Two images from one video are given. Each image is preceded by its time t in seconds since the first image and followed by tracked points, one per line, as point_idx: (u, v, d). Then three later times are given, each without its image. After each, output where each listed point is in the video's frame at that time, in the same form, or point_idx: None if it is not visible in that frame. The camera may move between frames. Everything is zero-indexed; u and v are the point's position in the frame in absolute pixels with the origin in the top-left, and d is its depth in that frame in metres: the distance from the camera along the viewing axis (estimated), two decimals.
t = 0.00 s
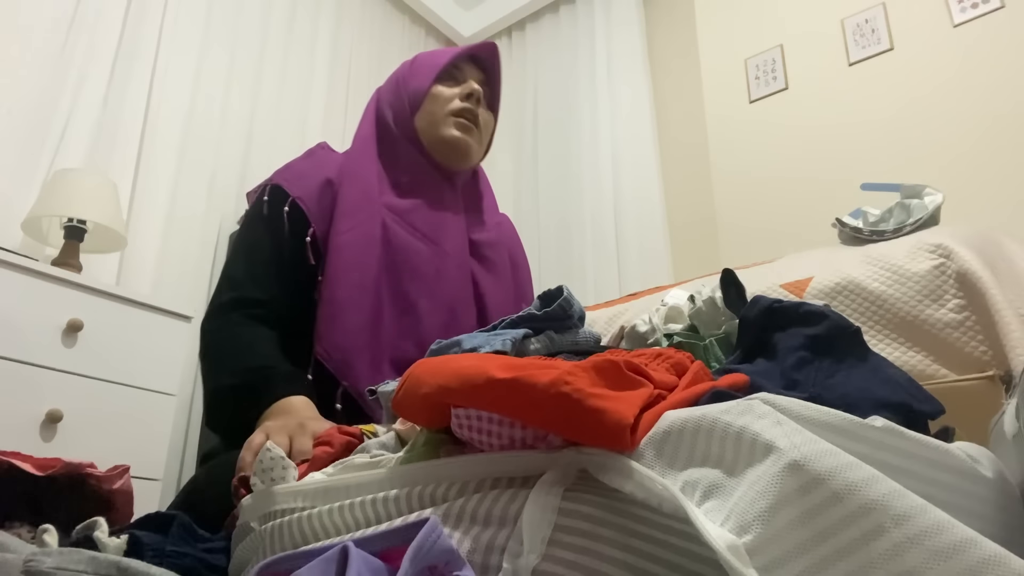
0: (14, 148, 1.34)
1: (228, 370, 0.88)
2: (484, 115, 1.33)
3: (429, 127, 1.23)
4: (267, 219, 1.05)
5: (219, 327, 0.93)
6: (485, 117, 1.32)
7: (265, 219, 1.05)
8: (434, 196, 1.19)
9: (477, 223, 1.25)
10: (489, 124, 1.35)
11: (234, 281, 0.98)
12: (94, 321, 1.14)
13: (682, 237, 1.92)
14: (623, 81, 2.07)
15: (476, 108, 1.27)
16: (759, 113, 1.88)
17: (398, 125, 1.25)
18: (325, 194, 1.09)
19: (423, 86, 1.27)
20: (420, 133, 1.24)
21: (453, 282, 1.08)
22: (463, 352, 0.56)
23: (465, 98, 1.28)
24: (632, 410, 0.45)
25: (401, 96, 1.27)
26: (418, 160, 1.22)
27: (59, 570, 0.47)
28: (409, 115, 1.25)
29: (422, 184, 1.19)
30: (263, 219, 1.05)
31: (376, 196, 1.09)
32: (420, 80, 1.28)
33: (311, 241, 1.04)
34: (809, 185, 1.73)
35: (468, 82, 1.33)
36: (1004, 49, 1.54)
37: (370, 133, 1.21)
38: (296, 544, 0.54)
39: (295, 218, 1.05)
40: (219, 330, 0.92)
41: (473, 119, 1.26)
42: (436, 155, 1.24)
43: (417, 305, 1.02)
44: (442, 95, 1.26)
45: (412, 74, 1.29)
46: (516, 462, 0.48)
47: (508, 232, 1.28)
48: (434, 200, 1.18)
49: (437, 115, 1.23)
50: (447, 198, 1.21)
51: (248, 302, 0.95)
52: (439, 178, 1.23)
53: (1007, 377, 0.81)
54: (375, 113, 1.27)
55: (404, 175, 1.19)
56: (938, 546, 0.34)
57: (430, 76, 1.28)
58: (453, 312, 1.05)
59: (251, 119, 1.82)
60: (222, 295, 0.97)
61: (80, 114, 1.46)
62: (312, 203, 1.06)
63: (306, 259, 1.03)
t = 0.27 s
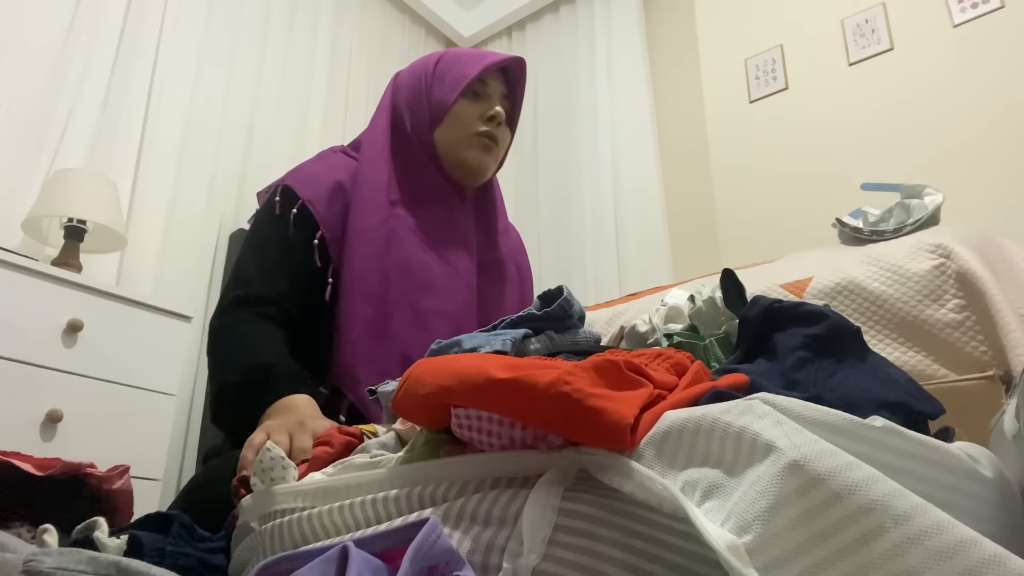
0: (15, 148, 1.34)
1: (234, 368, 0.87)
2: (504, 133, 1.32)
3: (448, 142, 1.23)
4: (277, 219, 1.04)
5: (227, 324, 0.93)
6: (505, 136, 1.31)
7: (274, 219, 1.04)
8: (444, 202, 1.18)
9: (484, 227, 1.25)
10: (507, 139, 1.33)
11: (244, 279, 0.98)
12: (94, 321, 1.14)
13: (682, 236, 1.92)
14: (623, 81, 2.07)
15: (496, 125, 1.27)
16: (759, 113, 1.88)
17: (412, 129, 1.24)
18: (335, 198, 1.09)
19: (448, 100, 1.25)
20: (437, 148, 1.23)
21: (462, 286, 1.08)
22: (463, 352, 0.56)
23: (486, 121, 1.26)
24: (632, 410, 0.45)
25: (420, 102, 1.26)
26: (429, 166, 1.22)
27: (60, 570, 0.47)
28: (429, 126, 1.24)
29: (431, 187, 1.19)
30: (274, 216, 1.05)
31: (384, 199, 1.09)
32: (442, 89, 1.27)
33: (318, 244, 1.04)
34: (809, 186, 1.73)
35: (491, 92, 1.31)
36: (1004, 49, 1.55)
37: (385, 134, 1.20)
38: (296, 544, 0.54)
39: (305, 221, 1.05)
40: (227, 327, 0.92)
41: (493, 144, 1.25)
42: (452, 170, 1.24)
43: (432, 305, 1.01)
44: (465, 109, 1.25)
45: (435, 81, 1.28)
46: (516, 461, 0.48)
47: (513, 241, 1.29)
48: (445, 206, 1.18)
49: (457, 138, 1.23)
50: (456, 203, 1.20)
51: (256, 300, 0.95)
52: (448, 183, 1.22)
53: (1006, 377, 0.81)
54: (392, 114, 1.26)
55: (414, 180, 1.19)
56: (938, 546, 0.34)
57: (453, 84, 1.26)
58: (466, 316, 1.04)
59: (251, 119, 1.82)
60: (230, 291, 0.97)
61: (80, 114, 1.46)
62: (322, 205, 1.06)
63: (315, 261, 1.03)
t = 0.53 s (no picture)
0: (15, 148, 1.34)
1: (239, 369, 0.88)
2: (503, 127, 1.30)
3: (444, 140, 1.21)
4: (283, 220, 1.05)
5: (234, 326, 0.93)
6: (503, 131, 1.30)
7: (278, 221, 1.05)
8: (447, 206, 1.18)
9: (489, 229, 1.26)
10: (506, 135, 1.32)
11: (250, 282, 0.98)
12: (94, 321, 1.14)
13: (682, 236, 1.92)
14: (622, 81, 2.07)
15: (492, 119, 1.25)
16: (759, 113, 1.88)
17: (412, 132, 1.24)
18: (338, 199, 1.08)
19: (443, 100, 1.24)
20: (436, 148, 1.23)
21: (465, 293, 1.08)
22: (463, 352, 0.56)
23: (482, 116, 1.25)
24: (632, 410, 0.45)
25: (417, 102, 1.27)
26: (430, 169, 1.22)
27: (60, 570, 0.47)
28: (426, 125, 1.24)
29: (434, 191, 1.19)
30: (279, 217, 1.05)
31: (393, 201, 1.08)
32: (438, 86, 1.27)
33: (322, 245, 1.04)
34: (809, 186, 1.73)
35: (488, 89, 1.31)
36: (1004, 49, 1.54)
37: (388, 136, 1.20)
38: (296, 544, 0.54)
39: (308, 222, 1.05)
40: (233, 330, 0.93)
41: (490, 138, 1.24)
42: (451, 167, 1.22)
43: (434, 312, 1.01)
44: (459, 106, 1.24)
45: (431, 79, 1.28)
46: (516, 461, 0.48)
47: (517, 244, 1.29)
48: (449, 209, 1.18)
49: (454, 136, 1.22)
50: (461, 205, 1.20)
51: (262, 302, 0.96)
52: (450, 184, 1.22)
53: (1006, 377, 0.81)
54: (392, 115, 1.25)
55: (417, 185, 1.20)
56: (938, 546, 0.34)
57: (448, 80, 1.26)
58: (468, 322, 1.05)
59: (251, 119, 1.82)
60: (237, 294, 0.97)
61: (80, 114, 1.46)
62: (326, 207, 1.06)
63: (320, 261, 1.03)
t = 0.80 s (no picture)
0: (14, 148, 1.34)
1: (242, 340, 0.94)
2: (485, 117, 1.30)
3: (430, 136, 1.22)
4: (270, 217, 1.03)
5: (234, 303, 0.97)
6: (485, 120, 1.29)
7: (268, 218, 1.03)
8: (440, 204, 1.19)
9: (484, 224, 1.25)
10: (490, 125, 1.32)
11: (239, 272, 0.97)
12: (94, 321, 1.14)
13: (682, 236, 1.92)
14: (622, 81, 2.07)
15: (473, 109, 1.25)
16: (759, 113, 1.88)
17: (397, 134, 1.25)
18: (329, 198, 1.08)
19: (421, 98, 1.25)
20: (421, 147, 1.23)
21: (462, 287, 1.08)
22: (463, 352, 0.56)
23: (462, 107, 1.24)
24: (632, 410, 0.45)
25: (398, 103, 1.27)
26: (419, 170, 1.23)
27: (60, 570, 0.47)
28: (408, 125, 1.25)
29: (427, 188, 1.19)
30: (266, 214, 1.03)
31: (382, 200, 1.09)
32: (417, 84, 1.27)
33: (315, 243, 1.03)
34: (809, 186, 1.73)
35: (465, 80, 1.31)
36: (1003, 50, 1.55)
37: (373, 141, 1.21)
38: (296, 544, 0.54)
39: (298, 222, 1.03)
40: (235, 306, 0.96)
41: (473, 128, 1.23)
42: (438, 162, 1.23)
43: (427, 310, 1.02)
44: (437, 101, 1.25)
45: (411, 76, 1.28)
46: (516, 461, 0.48)
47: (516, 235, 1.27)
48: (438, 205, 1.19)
49: (435, 134, 1.22)
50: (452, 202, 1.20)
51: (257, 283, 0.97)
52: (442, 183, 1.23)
53: (1006, 377, 0.81)
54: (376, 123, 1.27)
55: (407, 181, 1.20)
56: (938, 546, 0.34)
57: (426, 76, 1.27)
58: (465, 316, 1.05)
59: (251, 120, 1.82)
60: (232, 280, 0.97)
61: (80, 114, 1.46)
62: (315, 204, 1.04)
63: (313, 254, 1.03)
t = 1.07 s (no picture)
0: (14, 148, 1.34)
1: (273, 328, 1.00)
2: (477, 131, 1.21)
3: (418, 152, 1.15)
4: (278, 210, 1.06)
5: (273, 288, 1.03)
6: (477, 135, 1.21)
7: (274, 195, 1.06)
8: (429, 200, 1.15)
9: (474, 225, 1.22)
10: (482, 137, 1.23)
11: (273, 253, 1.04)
12: (94, 321, 1.14)
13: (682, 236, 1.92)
14: (622, 81, 2.06)
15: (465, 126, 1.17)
16: (759, 113, 1.88)
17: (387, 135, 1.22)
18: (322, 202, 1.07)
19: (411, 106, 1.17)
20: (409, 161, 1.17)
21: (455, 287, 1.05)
22: (464, 352, 0.56)
23: (453, 122, 1.16)
24: (632, 410, 0.45)
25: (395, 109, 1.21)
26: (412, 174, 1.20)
27: (60, 570, 0.47)
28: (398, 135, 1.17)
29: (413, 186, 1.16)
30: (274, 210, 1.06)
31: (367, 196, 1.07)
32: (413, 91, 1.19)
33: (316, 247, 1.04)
34: (809, 186, 1.73)
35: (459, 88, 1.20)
36: (1003, 50, 1.55)
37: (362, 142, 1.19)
38: (296, 544, 0.54)
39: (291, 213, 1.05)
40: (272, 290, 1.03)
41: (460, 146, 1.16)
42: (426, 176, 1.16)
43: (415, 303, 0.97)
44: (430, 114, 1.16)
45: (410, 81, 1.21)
46: (516, 462, 0.48)
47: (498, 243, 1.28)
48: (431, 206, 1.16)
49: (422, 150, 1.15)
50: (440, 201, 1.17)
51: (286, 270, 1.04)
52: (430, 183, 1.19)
53: (1007, 377, 0.81)
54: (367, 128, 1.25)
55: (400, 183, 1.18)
56: (938, 546, 0.34)
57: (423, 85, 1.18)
58: (454, 313, 1.01)
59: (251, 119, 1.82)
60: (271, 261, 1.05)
61: (80, 113, 1.46)
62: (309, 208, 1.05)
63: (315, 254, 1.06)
